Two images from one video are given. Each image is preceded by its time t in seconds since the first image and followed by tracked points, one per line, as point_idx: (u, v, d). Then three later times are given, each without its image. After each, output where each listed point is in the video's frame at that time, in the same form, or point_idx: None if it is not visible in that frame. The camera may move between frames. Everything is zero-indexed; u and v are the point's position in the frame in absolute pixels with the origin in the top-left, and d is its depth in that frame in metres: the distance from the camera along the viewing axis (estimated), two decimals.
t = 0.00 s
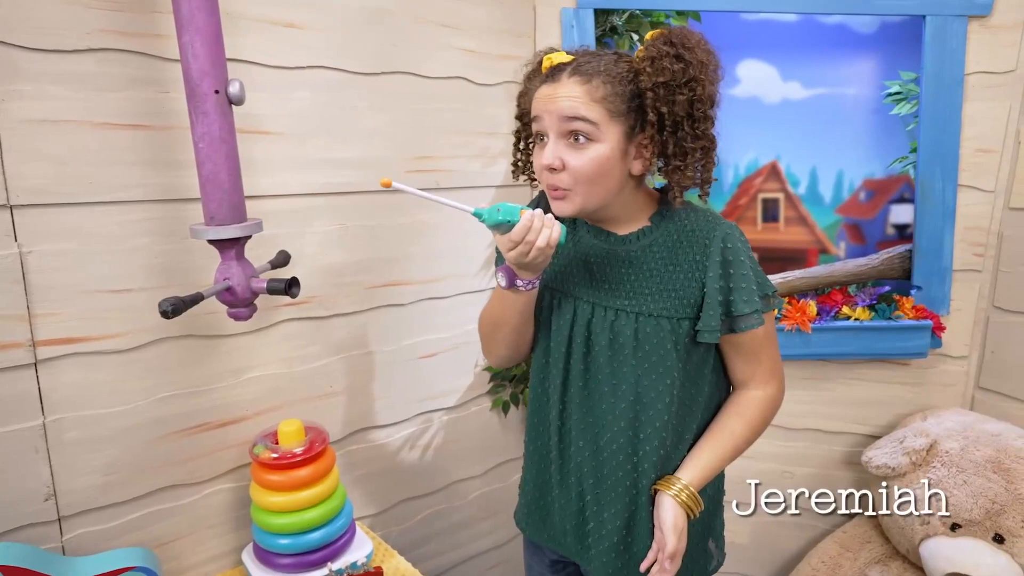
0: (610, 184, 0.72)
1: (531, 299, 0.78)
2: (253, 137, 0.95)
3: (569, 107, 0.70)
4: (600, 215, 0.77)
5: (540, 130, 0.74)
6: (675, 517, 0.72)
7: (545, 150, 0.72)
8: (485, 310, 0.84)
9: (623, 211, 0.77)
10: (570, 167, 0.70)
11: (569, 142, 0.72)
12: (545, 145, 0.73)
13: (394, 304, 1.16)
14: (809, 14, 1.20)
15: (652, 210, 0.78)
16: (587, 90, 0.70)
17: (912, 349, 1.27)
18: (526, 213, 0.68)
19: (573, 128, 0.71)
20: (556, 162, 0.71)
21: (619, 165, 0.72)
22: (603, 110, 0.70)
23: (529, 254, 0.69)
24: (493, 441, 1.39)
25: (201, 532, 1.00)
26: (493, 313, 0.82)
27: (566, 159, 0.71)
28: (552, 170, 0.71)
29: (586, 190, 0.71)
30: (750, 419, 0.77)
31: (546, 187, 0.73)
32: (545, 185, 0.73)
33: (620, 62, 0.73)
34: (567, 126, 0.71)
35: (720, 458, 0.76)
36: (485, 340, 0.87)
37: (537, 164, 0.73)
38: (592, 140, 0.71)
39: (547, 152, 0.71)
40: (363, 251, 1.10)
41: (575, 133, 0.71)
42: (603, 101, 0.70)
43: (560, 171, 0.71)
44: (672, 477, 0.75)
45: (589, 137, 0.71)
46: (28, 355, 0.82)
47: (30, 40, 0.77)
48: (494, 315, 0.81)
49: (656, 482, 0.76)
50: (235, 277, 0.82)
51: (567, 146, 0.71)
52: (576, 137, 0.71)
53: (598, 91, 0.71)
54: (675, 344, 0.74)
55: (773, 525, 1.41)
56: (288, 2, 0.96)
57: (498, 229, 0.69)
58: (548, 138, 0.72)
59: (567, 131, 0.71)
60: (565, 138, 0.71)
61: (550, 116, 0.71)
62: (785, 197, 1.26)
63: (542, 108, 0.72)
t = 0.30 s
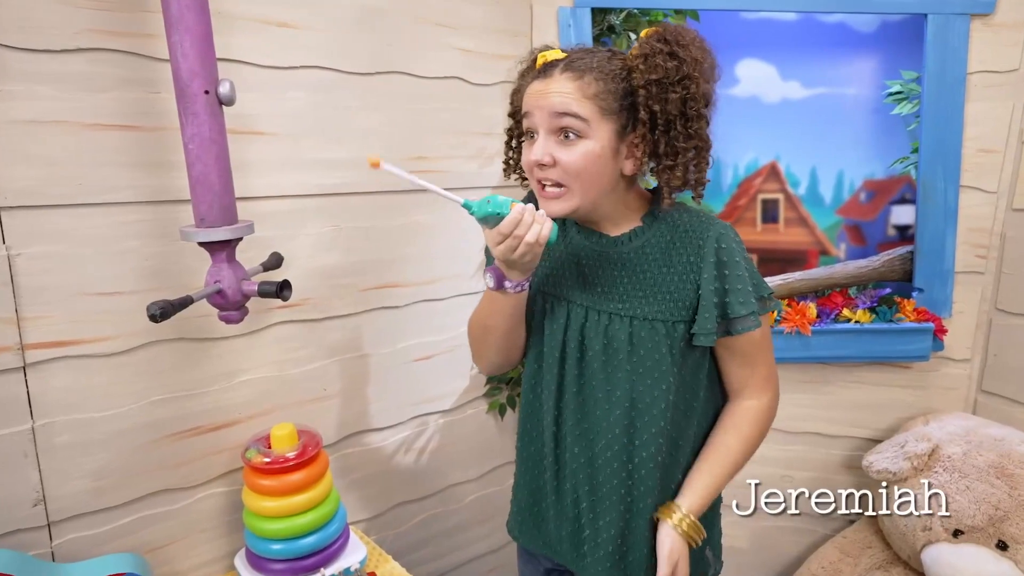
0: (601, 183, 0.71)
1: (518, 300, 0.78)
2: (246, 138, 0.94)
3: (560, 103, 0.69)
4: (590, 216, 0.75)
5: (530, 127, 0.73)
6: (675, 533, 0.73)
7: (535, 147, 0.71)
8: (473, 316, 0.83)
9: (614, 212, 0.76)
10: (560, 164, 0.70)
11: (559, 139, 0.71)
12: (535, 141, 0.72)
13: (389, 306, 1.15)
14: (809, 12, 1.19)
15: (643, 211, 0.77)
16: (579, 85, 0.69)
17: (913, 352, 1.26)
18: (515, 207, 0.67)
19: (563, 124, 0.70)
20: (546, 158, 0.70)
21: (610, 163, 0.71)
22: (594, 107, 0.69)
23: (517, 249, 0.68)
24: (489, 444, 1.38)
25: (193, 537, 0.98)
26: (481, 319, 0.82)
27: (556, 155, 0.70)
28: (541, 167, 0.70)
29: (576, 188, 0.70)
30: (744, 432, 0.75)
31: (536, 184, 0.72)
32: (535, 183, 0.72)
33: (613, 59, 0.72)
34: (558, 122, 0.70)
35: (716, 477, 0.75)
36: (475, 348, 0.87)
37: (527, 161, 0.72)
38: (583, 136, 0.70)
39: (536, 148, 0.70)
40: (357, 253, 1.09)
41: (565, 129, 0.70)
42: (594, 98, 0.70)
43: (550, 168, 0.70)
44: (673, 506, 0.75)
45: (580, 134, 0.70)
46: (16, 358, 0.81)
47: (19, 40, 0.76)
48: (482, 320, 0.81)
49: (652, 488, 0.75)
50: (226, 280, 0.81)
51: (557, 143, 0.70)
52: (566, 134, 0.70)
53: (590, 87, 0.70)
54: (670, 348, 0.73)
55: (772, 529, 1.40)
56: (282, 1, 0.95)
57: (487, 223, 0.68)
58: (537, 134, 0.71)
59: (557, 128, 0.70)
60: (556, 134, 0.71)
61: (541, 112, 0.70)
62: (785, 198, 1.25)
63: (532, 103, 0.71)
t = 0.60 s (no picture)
0: (584, 197, 0.69)
1: (510, 321, 0.77)
2: (242, 140, 0.93)
3: (541, 114, 0.67)
4: (573, 231, 0.73)
5: (511, 139, 0.71)
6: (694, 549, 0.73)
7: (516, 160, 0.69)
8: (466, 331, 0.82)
9: (597, 228, 0.73)
10: (541, 176, 0.67)
11: (541, 152, 0.69)
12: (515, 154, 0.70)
13: (386, 309, 1.14)
14: (813, 13, 1.18)
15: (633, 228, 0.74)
16: (561, 97, 0.68)
17: (919, 357, 1.24)
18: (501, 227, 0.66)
19: (544, 136, 0.68)
20: (527, 172, 0.67)
21: (593, 176, 0.69)
22: (576, 119, 0.67)
23: (505, 271, 0.66)
24: (489, 448, 1.37)
25: (188, 542, 0.98)
26: (473, 336, 0.81)
27: (537, 169, 0.68)
28: (522, 180, 0.68)
29: (557, 201, 0.68)
30: (743, 457, 0.74)
31: (517, 198, 0.70)
32: (516, 197, 0.70)
33: (599, 72, 0.70)
34: (539, 134, 0.68)
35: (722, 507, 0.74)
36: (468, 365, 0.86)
37: (507, 173, 0.70)
38: (565, 149, 0.68)
39: (517, 161, 0.69)
40: (355, 257, 1.08)
41: (546, 141, 0.68)
42: (577, 110, 0.68)
43: (531, 181, 0.68)
44: (678, 548, 0.74)
45: (561, 147, 0.68)
46: (10, 362, 0.80)
47: (11, 42, 0.75)
48: (472, 339, 0.80)
49: (654, 510, 0.73)
50: (220, 283, 0.80)
51: (538, 156, 0.69)
52: (547, 146, 0.68)
53: (572, 98, 0.68)
54: (665, 369, 0.71)
55: (776, 535, 1.38)
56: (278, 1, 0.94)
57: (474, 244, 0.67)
58: (519, 147, 0.70)
59: (539, 140, 0.68)
60: (537, 147, 0.69)
61: (521, 123, 0.69)
62: (788, 200, 1.23)
63: (513, 114, 0.70)
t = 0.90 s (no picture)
0: (577, 200, 0.68)
1: (501, 325, 0.76)
2: (240, 141, 0.92)
3: (528, 118, 0.66)
4: (569, 233, 0.72)
5: (500, 143, 0.69)
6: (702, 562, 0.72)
7: (506, 165, 0.68)
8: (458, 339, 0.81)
9: (593, 229, 0.72)
10: (531, 182, 0.66)
11: (530, 156, 0.68)
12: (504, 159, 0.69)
13: (386, 312, 1.13)
14: (820, 12, 1.16)
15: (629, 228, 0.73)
16: (547, 98, 0.66)
17: (927, 361, 1.22)
18: (484, 230, 0.66)
19: (533, 141, 0.67)
20: (517, 178, 0.66)
21: (585, 178, 0.67)
22: (564, 121, 0.66)
23: (489, 274, 0.66)
24: (490, 452, 1.35)
25: (185, 547, 0.97)
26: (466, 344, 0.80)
27: (527, 174, 0.67)
28: (513, 186, 0.67)
29: (549, 207, 0.67)
30: (742, 470, 0.71)
31: (511, 204, 0.69)
32: (509, 202, 0.69)
33: (585, 69, 0.68)
34: (527, 139, 0.67)
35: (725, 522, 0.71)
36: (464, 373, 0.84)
37: (498, 179, 0.68)
38: (555, 153, 0.66)
39: (507, 166, 0.67)
40: (355, 259, 1.07)
41: (535, 146, 0.67)
42: (565, 112, 0.66)
43: (522, 187, 0.67)
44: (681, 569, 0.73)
45: (551, 150, 0.67)
46: (4, 365, 0.79)
47: (5, 42, 0.74)
48: (464, 346, 0.79)
49: (648, 520, 0.72)
50: (215, 286, 0.79)
51: (528, 161, 0.67)
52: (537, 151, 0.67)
53: (560, 99, 0.66)
54: (660, 376, 0.69)
55: (783, 542, 1.36)
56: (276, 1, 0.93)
57: (458, 247, 0.68)
58: (507, 151, 0.68)
59: (528, 145, 0.67)
60: (526, 151, 0.67)
61: (509, 127, 0.67)
62: (796, 202, 1.21)
63: (500, 118, 0.68)
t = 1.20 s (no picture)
0: (575, 202, 0.66)
1: (496, 326, 0.75)
2: (236, 144, 0.91)
3: (525, 119, 0.65)
4: (568, 236, 0.71)
5: (497, 144, 0.68)
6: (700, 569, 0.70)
7: (503, 167, 0.67)
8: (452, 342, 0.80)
9: (592, 232, 0.71)
10: (528, 185, 0.65)
11: (527, 158, 0.66)
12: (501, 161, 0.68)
13: (385, 316, 1.12)
14: (825, 12, 1.14)
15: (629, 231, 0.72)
16: (544, 100, 0.65)
17: (934, 367, 1.20)
18: (481, 228, 0.64)
19: (530, 142, 0.65)
20: (513, 181, 0.65)
21: (583, 180, 0.66)
22: (562, 122, 0.65)
23: (485, 274, 0.64)
24: (491, 457, 1.34)
25: (180, 552, 0.96)
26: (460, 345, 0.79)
27: (524, 177, 0.65)
28: (509, 189, 0.66)
29: (547, 209, 0.66)
30: (741, 480, 0.70)
31: (508, 207, 0.68)
32: (506, 205, 0.68)
33: (583, 69, 0.67)
34: (524, 140, 0.66)
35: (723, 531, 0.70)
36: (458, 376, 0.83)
37: (494, 182, 0.67)
38: (552, 155, 0.65)
39: (504, 169, 0.66)
40: (353, 262, 1.06)
41: (533, 148, 0.66)
42: (563, 112, 0.65)
43: (518, 190, 0.66)
44: None
45: (548, 152, 0.65)
46: None
47: None
48: (458, 348, 0.78)
49: (644, 527, 0.70)
50: (209, 290, 0.78)
51: (525, 163, 0.66)
52: (534, 153, 0.66)
53: (557, 100, 0.65)
54: (657, 380, 0.68)
55: (787, 549, 1.34)
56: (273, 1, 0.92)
57: (454, 245, 0.66)
58: (504, 153, 0.67)
59: (525, 146, 0.66)
60: (523, 153, 0.66)
61: (505, 128, 0.66)
62: (800, 204, 1.20)
63: (497, 120, 0.67)
